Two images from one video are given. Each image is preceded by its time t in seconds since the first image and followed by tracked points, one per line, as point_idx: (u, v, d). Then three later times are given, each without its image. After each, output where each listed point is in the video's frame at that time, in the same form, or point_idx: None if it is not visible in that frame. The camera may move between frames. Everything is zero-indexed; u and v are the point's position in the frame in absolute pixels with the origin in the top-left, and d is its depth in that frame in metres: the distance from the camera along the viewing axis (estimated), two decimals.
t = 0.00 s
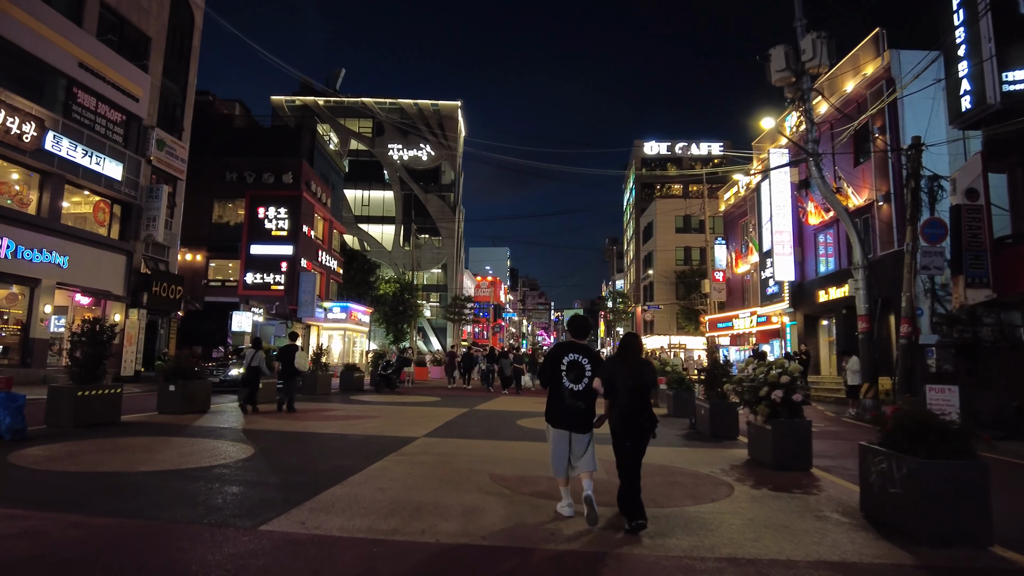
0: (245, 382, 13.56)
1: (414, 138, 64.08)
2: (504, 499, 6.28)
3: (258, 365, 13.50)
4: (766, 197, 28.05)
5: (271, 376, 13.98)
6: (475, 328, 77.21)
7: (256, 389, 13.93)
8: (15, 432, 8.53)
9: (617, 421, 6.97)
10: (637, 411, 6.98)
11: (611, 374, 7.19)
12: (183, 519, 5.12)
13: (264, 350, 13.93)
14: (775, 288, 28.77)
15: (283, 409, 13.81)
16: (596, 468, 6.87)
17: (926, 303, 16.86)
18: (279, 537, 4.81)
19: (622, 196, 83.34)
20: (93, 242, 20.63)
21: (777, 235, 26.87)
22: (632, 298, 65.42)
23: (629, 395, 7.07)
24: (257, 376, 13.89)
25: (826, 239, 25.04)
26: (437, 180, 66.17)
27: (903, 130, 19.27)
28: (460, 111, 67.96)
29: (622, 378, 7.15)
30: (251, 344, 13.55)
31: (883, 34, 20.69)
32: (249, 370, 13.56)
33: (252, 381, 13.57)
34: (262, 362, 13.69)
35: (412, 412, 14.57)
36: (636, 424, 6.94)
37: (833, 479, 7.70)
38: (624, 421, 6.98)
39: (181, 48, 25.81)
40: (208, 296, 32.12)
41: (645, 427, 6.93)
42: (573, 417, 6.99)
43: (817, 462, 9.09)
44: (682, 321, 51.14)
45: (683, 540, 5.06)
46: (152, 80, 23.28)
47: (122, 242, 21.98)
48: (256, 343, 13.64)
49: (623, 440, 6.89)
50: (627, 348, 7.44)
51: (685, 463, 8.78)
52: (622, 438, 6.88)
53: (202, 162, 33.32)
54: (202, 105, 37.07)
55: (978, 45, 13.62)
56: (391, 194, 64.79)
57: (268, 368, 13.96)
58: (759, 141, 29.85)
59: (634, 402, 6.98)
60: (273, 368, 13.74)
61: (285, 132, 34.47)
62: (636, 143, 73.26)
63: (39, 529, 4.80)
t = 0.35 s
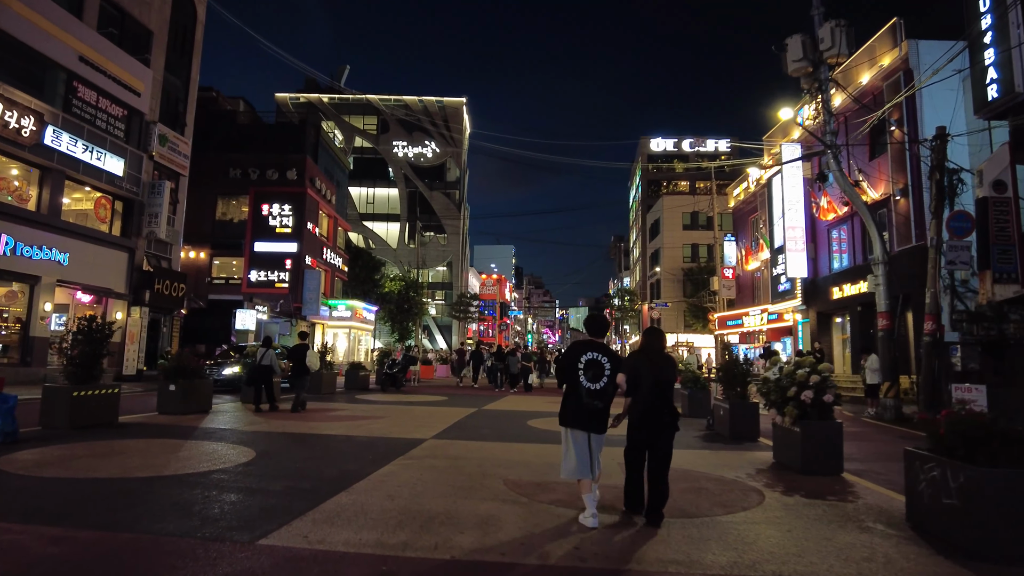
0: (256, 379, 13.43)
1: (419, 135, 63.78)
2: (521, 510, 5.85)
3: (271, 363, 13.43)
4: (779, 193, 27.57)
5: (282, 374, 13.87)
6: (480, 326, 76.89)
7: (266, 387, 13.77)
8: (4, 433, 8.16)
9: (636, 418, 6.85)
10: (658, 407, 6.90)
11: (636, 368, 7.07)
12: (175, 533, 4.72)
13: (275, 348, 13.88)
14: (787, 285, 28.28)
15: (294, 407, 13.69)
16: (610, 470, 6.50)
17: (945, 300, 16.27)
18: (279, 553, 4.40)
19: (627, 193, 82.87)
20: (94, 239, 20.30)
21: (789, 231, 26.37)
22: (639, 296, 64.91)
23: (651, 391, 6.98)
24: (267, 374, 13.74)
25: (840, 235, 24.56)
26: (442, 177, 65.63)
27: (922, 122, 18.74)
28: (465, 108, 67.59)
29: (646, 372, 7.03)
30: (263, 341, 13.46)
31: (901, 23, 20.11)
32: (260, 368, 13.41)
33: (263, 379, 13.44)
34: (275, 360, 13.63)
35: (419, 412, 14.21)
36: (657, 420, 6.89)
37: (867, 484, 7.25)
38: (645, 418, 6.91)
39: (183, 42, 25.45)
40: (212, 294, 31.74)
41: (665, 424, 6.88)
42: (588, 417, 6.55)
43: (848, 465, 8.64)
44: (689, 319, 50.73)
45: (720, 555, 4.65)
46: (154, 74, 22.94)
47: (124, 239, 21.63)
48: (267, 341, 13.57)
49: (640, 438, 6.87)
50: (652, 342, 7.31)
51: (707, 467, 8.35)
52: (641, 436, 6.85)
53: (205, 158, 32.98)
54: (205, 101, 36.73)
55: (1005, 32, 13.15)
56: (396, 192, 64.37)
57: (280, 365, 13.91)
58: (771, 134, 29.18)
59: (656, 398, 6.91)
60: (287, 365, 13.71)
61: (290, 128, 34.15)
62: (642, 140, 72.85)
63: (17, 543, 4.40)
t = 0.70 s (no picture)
0: (264, 378, 13.22)
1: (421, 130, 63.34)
2: (540, 523, 5.35)
3: (280, 363, 13.23)
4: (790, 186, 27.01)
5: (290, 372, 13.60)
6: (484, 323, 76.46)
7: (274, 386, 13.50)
8: None
9: (652, 419, 6.64)
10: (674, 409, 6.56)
11: (651, 367, 6.74)
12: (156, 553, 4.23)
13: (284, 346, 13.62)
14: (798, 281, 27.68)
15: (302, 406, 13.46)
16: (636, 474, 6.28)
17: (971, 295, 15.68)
18: None
19: (632, 188, 82.28)
20: (90, 235, 19.82)
21: (800, 225, 25.80)
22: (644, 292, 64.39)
23: (667, 392, 6.66)
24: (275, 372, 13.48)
25: (853, 229, 23.98)
26: (445, 172, 65.04)
27: (942, 111, 18.13)
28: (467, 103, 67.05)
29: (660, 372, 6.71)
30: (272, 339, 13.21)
31: (918, 10, 19.46)
32: (268, 366, 13.13)
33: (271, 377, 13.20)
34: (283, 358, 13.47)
35: (425, 411, 13.74)
36: (671, 423, 6.58)
37: (909, 490, 6.72)
38: (661, 420, 6.66)
39: (181, 34, 24.94)
40: (213, 291, 31.21)
41: (680, 427, 6.55)
42: (614, 419, 6.29)
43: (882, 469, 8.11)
44: (695, 316, 50.22)
45: None
46: (151, 66, 22.44)
47: (121, 234, 21.15)
48: (275, 339, 13.39)
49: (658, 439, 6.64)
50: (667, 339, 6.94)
51: (733, 472, 7.83)
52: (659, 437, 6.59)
53: (205, 153, 32.48)
54: (205, 95, 36.21)
55: None
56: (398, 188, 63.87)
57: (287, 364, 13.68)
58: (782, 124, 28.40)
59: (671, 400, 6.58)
60: (295, 363, 13.58)
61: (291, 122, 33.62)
62: (646, 135, 72.32)
63: None
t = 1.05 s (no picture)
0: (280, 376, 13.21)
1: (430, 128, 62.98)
2: (572, 538, 4.89)
3: (296, 361, 13.21)
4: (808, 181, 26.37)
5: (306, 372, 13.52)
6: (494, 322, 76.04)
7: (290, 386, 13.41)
8: None
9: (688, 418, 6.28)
10: (708, 408, 6.25)
11: (684, 365, 6.42)
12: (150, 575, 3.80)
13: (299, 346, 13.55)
14: (817, 278, 27.05)
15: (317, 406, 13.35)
16: (676, 476, 5.84)
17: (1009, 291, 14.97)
18: None
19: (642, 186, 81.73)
20: (96, 232, 19.48)
21: (820, 221, 25.14)
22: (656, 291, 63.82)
23: (702, 391, 6.32)
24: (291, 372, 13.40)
25: (874, 225, 23.33)
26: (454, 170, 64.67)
27: (970, 100, 17.49)
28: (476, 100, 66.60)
29: (695, 370, 6.39)
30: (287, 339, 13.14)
31: None
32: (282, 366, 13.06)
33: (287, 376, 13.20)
34: (298, 358, 13.42)
35: (438, 412, 13.32)
36: (707, 424, 6.23)
37: (967, 501, 6.16)
38: (698, 420, 6.29)
39: (188, 29, 24.61)
40: (222, 290, 30.92)
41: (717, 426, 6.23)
42: (652, 419, 6.07)
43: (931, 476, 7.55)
44: (708, 315, 49.60)
45: None
46: (158, 61, 22.10)
47: (128, 231, 20.81)
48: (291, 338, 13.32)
49: (694, 440, 6.25)
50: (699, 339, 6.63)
51: (770, 479, 7.32)
52: (694, 436, 6.25)
53: (214, 150, 32.20)
54: (213, 92, 35.91)
55: None
56: (407, 186, 63.53)
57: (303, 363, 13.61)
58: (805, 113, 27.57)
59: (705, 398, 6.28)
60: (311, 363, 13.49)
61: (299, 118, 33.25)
62: (657, 132, 71.68)
63: None
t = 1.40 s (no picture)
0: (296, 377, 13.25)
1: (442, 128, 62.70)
2: (605, 560, 4.46)
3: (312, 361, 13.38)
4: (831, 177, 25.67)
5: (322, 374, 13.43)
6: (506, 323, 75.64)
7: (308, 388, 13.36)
8: None
9: (728, 423, 5.90)
10: (750, 412, 5.85)
11: (722, 369, 6.05)
12: None
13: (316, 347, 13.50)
14: (839, 277, 26.34)
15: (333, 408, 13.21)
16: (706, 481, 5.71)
17: None
18: None
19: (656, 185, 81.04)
20: (106, 232, 19.22)
21: (843, 218, 24.44)
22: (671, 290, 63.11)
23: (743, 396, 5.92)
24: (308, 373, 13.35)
25: (899, 222, 22.62)
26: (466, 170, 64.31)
27: (1004, 91, 16.78)
28: (488, 99, 66.20)
29: (737, 372, 5.98)
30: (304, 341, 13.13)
31: None
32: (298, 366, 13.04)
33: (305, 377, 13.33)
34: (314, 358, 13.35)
35: (454, 415, 12.88)
36: (748, 429, 5.83)
37: None
38: (738, 426, 5.90)
39: (199, 27, 24.38)
40: (233, 290, 30.69)
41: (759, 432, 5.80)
42: (686, 425, 5.87)
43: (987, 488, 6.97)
44: (724, 314, 48.97)
45: None
46: (168, 59, 21.85)
47: (138, 231, 20.56)
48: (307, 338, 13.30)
49: (735, 445, 5.88)
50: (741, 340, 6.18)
51: (810, 491, 6.82)
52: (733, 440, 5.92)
53: (225, 150, 32.02)
54: (225, 92, 35.73)
55: None
56: (419, 185, 63.26)
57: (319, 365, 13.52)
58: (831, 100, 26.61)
59: (746, 403, 5.86)
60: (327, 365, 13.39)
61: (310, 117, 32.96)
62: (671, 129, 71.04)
63: None
